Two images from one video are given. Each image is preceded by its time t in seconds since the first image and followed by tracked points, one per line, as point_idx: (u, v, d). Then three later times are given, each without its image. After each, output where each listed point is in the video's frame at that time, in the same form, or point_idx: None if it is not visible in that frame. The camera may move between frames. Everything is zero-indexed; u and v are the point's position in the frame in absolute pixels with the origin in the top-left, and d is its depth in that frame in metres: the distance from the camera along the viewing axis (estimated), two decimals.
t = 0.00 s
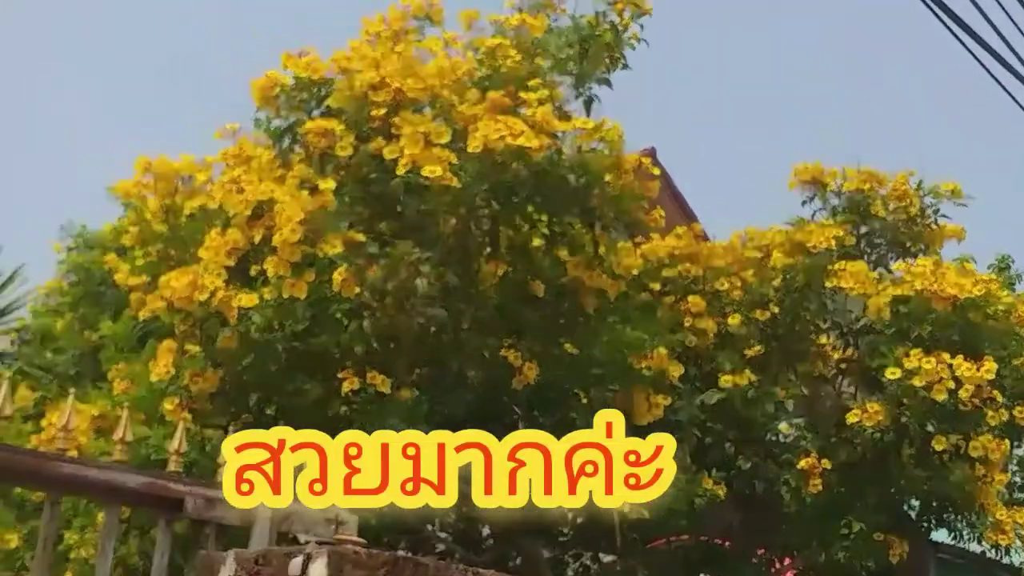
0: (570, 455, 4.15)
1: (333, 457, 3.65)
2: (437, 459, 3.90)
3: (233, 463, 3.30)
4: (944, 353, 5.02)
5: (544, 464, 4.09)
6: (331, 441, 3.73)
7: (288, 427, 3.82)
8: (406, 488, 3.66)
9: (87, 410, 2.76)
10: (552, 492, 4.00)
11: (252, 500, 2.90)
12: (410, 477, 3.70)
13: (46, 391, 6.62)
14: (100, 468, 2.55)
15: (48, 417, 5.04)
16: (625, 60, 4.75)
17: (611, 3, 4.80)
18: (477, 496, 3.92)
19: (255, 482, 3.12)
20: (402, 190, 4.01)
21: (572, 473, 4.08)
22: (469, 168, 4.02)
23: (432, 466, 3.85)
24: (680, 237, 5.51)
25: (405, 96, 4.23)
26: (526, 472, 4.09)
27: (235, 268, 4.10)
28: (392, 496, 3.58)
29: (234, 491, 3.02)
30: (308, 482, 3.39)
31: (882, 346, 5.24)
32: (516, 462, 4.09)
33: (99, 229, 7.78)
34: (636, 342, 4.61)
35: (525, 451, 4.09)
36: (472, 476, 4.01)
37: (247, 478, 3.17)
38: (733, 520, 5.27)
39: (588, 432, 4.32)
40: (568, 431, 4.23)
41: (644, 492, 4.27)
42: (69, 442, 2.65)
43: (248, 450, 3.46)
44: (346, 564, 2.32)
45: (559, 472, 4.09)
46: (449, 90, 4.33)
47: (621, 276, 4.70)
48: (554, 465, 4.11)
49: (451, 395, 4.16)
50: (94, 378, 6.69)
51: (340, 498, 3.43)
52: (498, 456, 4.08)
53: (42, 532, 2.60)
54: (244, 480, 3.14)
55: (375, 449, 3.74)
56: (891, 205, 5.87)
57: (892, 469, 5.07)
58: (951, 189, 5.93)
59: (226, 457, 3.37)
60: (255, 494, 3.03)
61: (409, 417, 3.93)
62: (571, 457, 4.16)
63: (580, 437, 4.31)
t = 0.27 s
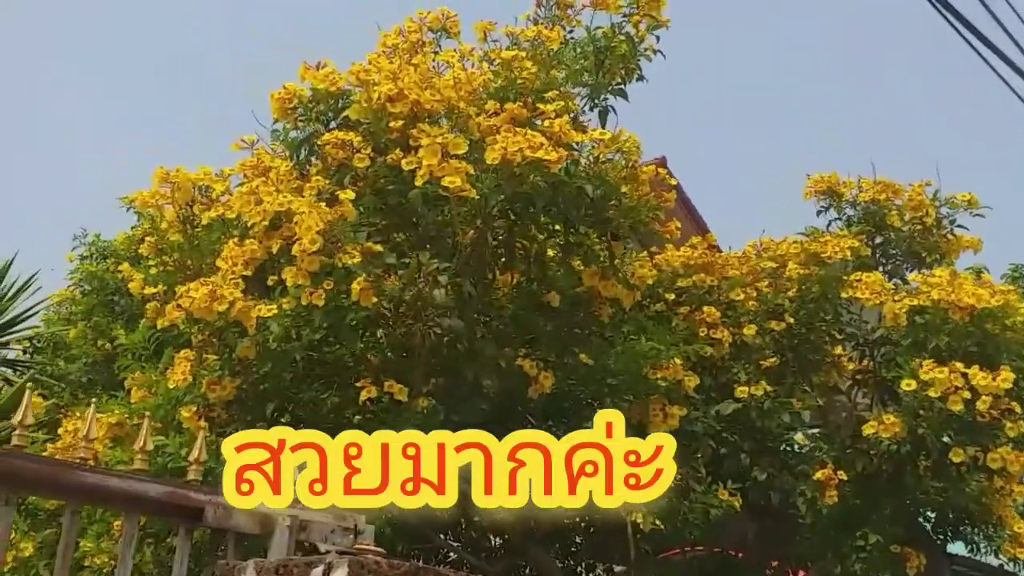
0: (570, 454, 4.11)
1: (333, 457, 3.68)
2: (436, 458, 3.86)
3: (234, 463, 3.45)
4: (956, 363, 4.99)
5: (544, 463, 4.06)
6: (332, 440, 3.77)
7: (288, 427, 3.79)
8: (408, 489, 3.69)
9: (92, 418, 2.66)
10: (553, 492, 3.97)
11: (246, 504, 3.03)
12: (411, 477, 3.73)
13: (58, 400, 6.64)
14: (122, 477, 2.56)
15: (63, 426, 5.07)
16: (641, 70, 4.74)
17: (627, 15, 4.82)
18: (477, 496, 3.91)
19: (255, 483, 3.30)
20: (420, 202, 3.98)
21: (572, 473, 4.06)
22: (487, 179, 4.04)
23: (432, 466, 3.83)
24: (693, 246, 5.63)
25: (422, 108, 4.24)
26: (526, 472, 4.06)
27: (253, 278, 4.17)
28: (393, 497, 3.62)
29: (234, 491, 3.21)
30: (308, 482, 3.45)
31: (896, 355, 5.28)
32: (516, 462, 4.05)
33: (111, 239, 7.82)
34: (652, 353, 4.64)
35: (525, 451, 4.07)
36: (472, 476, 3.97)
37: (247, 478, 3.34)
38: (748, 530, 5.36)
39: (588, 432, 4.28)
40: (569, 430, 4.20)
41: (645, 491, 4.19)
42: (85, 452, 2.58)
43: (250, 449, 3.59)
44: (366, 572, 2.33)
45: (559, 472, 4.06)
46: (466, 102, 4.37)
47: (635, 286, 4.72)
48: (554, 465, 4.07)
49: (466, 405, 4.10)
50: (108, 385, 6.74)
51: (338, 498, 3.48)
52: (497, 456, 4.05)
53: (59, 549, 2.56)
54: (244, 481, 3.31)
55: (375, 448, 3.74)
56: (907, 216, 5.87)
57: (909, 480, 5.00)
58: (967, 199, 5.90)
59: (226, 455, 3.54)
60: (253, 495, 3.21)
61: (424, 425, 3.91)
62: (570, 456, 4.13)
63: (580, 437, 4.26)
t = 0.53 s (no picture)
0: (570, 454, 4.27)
1: (333, 457, 3.89)
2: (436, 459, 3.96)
3: (234, 464, 3.72)
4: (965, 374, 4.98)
5: (544, 464, 4.24)
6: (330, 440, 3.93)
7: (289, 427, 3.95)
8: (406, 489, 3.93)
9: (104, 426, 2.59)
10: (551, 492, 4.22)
11: (251, 500, 3.46)
12: (410, 477, 3.93)
13: (64, 407, 6.66)
14: (135, 485, 2.56)
15: (71, 433, 5.09)
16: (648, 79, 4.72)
17: (634, 25, 4.84)
18: (477, 496, 4.12)
19: (254, 483, 3.58)
20: (430, 212, 4.00)
21: (572, 473, 4.29)
22: (496, 189, 4.06)
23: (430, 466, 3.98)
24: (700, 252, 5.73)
25: (431, 117, 4.26)
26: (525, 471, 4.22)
27: (262, 287, 4.18)
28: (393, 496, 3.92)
29: (235, 492, 3.53)
30: (309, 482, 3.71)
31: (905, 365, 5.30)
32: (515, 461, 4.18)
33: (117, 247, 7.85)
34: (659, 361, 4.63)
35: (525, 452, 4.20)
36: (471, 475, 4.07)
37: (247, 478, 3.62)
38: (754, 541, 5.27)
39: (588, 431, 4.36)
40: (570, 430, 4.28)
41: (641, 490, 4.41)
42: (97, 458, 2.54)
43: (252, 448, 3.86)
44: None
45: (559, 472, 4.27)
46: (475, 112, 4.40)
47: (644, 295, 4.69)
48: (555, 464, 4.26)
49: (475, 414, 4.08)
50: (114, 393, 6.76)
51: (342, 495, 3.79)
52: (497, 456, 4.14)
53: (70, 561, 2.54)
54: (244, 480, 3.61)
55: (376, 448, 3.92)
56: (915, 225, 5.86)
57: (917, 490, 5.03)
58: (974, 209, 5.90)
59: (226, 455, 3.80)
60: (254, 494, 3.51)
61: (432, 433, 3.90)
62: (570, 456, 4.29)
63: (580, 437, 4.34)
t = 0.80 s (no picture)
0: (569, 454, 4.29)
1: (333, 457, 3.89)
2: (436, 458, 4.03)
3: (234, 462, 3.64)
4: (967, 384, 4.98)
5: (544, 464, 4.25)
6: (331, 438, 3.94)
7: (290, 427, 3.96)
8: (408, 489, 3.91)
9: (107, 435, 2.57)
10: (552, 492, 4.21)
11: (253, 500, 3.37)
12: (411, 477, 3.94)
13: (67, 414, 6.66)
14: (138, 495, 2.55)
15: (73, 441, 5.09)
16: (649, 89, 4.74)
17: (635, 35, 4.86)
18: (477, 496, 4.10)
19: (255, 483, 3.48)
20: (432, 222, 4.00)
21: (572, 473, 4.29)
22: (498, 199, 4.06)
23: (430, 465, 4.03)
24: (701, 261, 5.76)
25: (433, 128, 4.28)
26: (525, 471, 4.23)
27: (264, 296, 4.18)
28: (394, 496, 3.87)
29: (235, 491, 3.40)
30: (309, 482, 3.66)
31: (908, 373, 5.28)
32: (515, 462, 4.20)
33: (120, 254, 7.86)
34: (660, 370, 4.60)
35: (525, 451, 4.22)
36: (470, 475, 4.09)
37: (246, 478, 3.52)
38: (756, 552, 5.27)
39: (588, 431, 4.37)
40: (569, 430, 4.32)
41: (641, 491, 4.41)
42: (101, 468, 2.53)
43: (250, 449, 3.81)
44: None
45: (559, 472, 4.28)
46: (477, 122, 4.41)
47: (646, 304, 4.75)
48: (554, 464, 4.28)
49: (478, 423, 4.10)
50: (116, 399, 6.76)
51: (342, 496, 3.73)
52: (496, 455, 4.17)
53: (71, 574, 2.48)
54: (244, 480, 3.49)
55: (376, 449, 3.94)
56: (916, 234, 5.88)
57: (918, 501, 5.01)
58: (976, 218, 5.91)
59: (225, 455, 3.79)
60: (254, 495, 3.42)
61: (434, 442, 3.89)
62: (569, 456, 4.31)
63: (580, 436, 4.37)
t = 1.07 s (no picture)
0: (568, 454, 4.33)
1: (333, 457, 3.96)
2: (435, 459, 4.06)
3: (235, 463, 3.97)
4: (968, 396, 5.00)
5: (543, 465, 4.29)
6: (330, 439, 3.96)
7: (290, 426, 3.99)
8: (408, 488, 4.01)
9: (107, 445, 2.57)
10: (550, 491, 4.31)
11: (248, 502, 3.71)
12: (410, 477, 3.98)
13: (67, 420, 6.68)
14: (138, 504, 2.56)
15: (74, 449, 5.10)
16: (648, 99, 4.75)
17: (634, 45, 4.88)
18: (478, 497, 4.19)
19: (255, 483, 3.85)
20: (432, 233, 4.09)
21: (572, 473, 4.33)
22: (497, 208, 4.08)
23: (430, 465, 4.06)
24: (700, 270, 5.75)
25: (433, 139, 4.32)
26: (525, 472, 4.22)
27: (264, 305, 4.19)
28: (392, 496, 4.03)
29: (237, 492, 3.80)
30: (309, 482, 3.86)
31: (906, 385, 5.31)
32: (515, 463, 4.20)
33: (120, 260, 7.87)
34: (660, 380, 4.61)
35: (525, 452, 4.24)
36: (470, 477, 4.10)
37: (248, 478, 3.88)
38: (755, 563, 5.21)
39: (588, 431, 4.38)
40: (568, 430, 4.34)
41: (642, 492, 4.33)
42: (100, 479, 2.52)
43: (251, 449, 3.99)
44: None
45: (559, 472, 4.33)
46: (475, 131, 4.40)
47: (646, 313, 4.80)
48: (554, 465, 4.31)
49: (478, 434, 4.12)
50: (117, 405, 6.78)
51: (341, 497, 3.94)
52: (496, 456, 4.18)
53: None
54: (244, 481, 3.87)
55: (375, 449, 3.98)
56: (915, 243, 5.88)
57: (918, 512, 4.99)
58: (975, 227, 5.92)
59: (228, 454, 4.00)
60: (254, 495, 3.78)
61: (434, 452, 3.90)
62: (568, 457, 4.35)
63: (579, 436, 4.37)
